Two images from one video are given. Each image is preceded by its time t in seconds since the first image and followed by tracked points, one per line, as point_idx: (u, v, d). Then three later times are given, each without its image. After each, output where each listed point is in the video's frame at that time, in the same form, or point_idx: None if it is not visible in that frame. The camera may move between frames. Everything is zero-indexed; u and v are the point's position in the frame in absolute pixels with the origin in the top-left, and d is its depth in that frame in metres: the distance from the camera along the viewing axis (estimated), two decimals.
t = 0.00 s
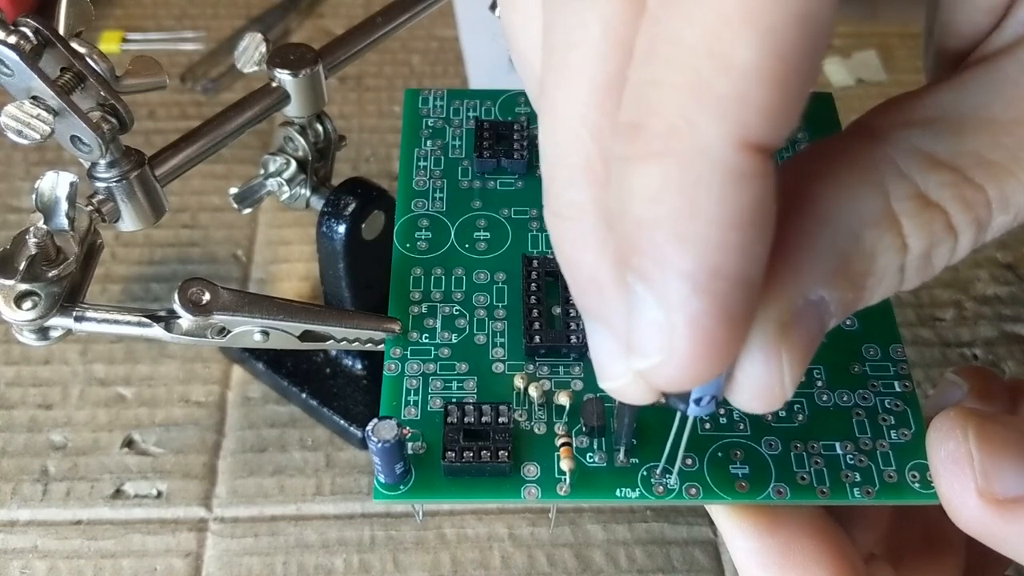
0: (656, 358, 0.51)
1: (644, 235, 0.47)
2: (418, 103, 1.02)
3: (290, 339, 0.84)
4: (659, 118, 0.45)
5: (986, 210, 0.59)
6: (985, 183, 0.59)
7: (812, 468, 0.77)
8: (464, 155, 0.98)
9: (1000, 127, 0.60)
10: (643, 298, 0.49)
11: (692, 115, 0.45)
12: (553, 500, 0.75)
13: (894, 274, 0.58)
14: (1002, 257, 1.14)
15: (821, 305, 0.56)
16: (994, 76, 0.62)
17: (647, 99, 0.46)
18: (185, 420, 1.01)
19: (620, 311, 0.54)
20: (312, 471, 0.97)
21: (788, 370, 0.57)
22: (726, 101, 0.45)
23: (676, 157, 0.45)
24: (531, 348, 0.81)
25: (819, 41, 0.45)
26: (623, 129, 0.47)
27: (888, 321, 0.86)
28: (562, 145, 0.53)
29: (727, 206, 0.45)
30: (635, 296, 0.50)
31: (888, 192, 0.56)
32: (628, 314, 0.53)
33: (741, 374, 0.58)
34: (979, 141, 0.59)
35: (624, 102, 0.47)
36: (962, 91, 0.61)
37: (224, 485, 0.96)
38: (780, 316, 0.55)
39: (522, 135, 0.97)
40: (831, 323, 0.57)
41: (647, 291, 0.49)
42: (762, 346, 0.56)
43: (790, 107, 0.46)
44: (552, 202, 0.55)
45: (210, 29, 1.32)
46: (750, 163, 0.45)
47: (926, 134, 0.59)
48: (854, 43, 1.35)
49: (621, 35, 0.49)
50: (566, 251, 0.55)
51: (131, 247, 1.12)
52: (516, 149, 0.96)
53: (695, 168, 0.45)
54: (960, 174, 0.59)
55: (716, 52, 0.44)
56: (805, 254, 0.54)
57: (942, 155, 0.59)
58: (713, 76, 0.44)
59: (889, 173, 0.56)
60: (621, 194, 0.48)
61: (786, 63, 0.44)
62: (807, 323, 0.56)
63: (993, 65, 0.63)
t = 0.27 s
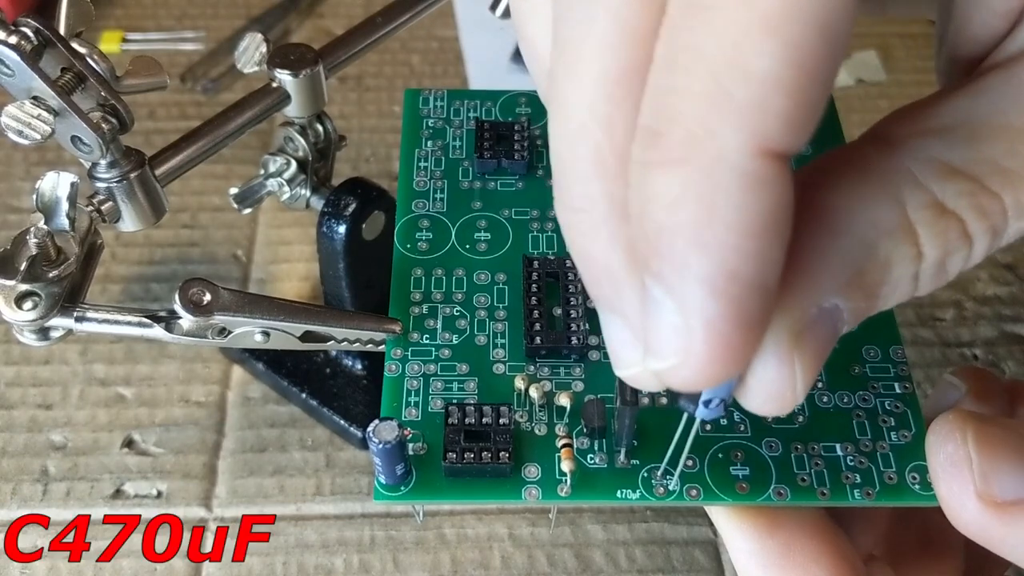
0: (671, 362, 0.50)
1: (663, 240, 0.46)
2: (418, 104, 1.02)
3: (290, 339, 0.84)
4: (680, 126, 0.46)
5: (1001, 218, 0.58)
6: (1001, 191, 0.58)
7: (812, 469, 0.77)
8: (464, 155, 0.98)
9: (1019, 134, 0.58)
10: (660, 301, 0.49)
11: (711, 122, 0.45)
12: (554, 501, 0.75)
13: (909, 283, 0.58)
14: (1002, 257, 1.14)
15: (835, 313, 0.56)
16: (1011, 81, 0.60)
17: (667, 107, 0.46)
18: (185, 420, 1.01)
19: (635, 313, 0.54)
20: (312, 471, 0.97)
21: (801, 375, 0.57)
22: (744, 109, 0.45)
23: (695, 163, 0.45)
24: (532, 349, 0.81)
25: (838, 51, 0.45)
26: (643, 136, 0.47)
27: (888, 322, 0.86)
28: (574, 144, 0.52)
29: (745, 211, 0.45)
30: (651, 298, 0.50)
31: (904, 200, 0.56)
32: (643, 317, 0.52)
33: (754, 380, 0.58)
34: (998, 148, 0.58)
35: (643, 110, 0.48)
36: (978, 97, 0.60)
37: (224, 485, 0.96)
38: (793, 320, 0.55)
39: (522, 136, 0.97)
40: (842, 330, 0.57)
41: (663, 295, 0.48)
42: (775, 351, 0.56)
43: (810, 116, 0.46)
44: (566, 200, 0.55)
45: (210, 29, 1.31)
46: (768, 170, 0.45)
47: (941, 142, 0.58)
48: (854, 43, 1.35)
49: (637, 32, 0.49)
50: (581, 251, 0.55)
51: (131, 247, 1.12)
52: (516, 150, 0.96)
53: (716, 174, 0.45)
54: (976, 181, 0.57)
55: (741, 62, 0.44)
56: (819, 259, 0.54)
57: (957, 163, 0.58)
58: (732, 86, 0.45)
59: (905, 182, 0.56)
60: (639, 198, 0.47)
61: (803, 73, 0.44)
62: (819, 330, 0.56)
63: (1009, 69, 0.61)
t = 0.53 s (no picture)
0: (655, 356, 0.50)
1: (647, 235, 0.46)
2: (418, 104, 1.02)
3: (290, 339, 0.84)
4: (663, 121, 0.45)
5: (984, 215, 0.58)
6: (985, 188, 0.57)
7: (812, 469, 0.77)
8: (464, 155, 0.98)
9: (1003, 131, 0.58)
10: (643, 294, 0.49)
11: (695, 120, 0.45)
12: (554, 500, 0.75)
13: (892, 278, 0.57)
14: (1002, 257, 1.14)
15: (817, 307, 0.56)
16: (994, 80, 0.60)
17: (651, 104, 0.46)
18: (185, 420, 1.01)
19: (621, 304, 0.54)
20: (312, 471, 0.97)
21: (784, 368, 0.57)
22: (726, 108, 0.44)
23: (679, 160, 0.45)
24: (532, 349, 0.81)
25: (821, 51, 0.45)
26: (628, 131, 0.47)
27: (888, 322, 0.86)
28: (564, 136, 0.52)
29: (728, 208, 0.45)
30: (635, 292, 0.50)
31: (886, 195, 0.56)
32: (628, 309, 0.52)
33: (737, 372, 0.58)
34: (981, 145, 0.58)
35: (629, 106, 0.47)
36: (964, 95, 0.60)
37: (224, 485, 0.96)
38: (776, 313, 0.55)
39: (522, 136, 0.97)
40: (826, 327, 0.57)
41: (648, 289, 0.48)
42: (758, 343, 0.56)
43: (791, 115, 0.46)
44: (554, 190, 0.54)
45: (210, 29, 1.32)
46: (749, 168, 0.45)
47: (925, 140, 0.58)
48: (854, 44, 1.35)
49: (626, 28, 0.49)
50: (569, 241, 0.54)
51: (131, 247, 1.12)
52: (516, 150, 0.96)
53: (701, 171, 0.45)
54: (960, 179, 0.57)
55: (722, 61, 0.44)
56: (802, 255, 0.54)
57: (940, 160, 0.57)
58: (715, 84, 0.44)
59: (888, 179, 0.56)
60: (624, 193, 0.47)
61: (785, 72, 0.44)
62: (802, 323, 0.56)
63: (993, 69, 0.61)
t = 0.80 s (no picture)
0: (656, 353, 0.50)
1: (647, 233, 0.46)
2: (418, 104, 1.02)
3: (290, 339, 0.84)
4: (662, 122, 0.45)
5: (978, 208, 0.58)
6: (979, 181, 0.58)
7: (812, 469, 0.77)
8: (464, 155, 0.98)
9: (998, 124, 0.58)
10: (643, 293, 0.48)
11: (696, 120, 0.45)
12: (554, 500, 0.75)
13: (886, 267, 0.57)
14: (1002, 257, 1.14)
15: (812, 298, 0.55)
16: (992, 71, 0.60)
17: (652, 103, 0.46)
18: (185, 420, 1.01)
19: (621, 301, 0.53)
20: (312, 471, 0.97)
21: (779, 360, 0.56)
22: (728, 109, 0.45)
23: (680, 160, 0.45)
24: (532, 349, 0.81)
25: (822, 53, 0.45)
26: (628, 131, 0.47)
27: (889, 322, 0.86)
28: (564, 132, 0.51)
29: (729, 208, 0.45)
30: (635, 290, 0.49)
31: (880, 187, 0.56)
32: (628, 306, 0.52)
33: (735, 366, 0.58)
34: (976, 138, 0.58)
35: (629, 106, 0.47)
36: (961, 85, 0.60)
37: (224, 485, 0.96)
38: (773, 308, 0.55)
39: (522, 136, 0.97)
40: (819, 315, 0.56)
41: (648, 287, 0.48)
42: (753, 337, 0.56)
43: (791, 116, 0.46)
44: (554, 186, 0.54)
45: (210, 29, 1.32)
46: (750, 170, 0.45)
47: (917, 131, 0.58)
48: (854, 44, 1.35)
49: (631, 27, 0.48)
50: (569, 237, 0.54)
51: (131, 247, 1.12)
52: (516, 150, 0.96)
53: (701, 172, 0.45)
54: (955, 171, 0.57)
55: (720, 63, 0.44)
56: (802, 248, 0.54)
57: (934, 153, 0.58)
58: (716, 85, 0.44)
59: (881, 169, 0.56)
60: (625, 192, 0.47)
61: (786, 74, 0.44)
62: (796, 314, 0.55)
63: (992, 61, 0.61)
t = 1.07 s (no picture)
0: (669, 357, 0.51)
1: (657, 240, 0.46)
2: (418, 104, 1.02)
3: (291, 339, 0.84)
4: (671, 127, 0.45)
5: (976, 202, 0.58)
6: (978, 175, 0.58)
7: (812, 470, 0.77)
8: (464, 155, 0.98)
9: (997, 120, 0.58)
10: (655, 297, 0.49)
11: (704, 125, 0.44)
12: (554, 501, 0.75)
13: (887, 260, 0.57)
14: (1002, 257, 1.14)
15: (815, 293, 0.55)
16: (993, 66, 0.60)
17: (659, 108, 0.45)
18: (185, 420, 1.01)
19: (628, 302, 0.54)
20: (312, 471, 0.97)
21: (784, 358, 0.57)
22: (737, 114, 0.44)
23: (689, 166, 0.44)
24: (532, 349, 0.81)
25: (829, 53, 0.44)
26: (635, 136, 0.46)
27: (889, 323, 0.86)
28: (569, 134, 0.51)
29: (739, 214, 0.45)
30: (646, 294, 0.50)
31: (880, 181, 0.56)
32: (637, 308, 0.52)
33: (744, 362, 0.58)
34: (974, 133, 0.58)
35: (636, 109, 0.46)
36: (963, 80, 0.60)
37: (224, 485, 0.96)
38: (778, 308, 0.55)
39: (523, 136, 0.97)
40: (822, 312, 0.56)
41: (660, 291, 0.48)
42: (761, 337, 0.56)
43: (801, 118, 0.45)
44: (559, 187, 0.54)
45: (210, 29, 1.31)
46: (760, 175, 0.44)
47: (918, 125, 0.58)
48: (854, 44, 1.35)
49: (636, 28, 0.47)
50: (574, 238, 0.54)
51: (131, 247, 1.12)
52: (516, 150, 0.96)
53: (710, 178, 0.44)
54: (953, 165, 0.58)
55: (730, 67, 0.43)
56: (806, 246, 0.54)
57: (934, 146, 0.58)
58: (725, 90, 0.43)
59: (882, 162, 0.56)
60: (633, 198, 0.47)
61: (796, 77, 0.43)
62: (799, 309, 0.56)
63: (994, 57, 0.61)
